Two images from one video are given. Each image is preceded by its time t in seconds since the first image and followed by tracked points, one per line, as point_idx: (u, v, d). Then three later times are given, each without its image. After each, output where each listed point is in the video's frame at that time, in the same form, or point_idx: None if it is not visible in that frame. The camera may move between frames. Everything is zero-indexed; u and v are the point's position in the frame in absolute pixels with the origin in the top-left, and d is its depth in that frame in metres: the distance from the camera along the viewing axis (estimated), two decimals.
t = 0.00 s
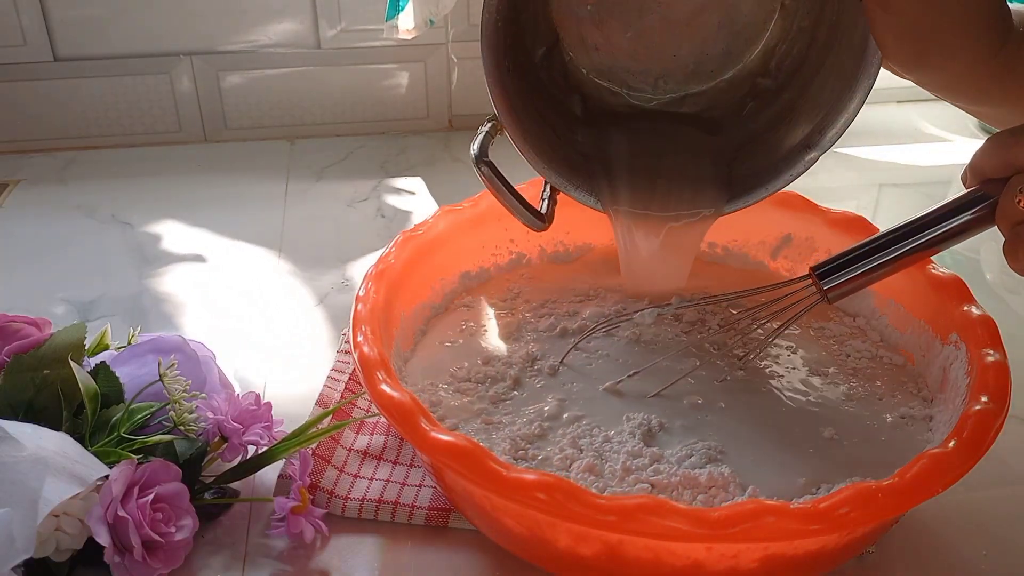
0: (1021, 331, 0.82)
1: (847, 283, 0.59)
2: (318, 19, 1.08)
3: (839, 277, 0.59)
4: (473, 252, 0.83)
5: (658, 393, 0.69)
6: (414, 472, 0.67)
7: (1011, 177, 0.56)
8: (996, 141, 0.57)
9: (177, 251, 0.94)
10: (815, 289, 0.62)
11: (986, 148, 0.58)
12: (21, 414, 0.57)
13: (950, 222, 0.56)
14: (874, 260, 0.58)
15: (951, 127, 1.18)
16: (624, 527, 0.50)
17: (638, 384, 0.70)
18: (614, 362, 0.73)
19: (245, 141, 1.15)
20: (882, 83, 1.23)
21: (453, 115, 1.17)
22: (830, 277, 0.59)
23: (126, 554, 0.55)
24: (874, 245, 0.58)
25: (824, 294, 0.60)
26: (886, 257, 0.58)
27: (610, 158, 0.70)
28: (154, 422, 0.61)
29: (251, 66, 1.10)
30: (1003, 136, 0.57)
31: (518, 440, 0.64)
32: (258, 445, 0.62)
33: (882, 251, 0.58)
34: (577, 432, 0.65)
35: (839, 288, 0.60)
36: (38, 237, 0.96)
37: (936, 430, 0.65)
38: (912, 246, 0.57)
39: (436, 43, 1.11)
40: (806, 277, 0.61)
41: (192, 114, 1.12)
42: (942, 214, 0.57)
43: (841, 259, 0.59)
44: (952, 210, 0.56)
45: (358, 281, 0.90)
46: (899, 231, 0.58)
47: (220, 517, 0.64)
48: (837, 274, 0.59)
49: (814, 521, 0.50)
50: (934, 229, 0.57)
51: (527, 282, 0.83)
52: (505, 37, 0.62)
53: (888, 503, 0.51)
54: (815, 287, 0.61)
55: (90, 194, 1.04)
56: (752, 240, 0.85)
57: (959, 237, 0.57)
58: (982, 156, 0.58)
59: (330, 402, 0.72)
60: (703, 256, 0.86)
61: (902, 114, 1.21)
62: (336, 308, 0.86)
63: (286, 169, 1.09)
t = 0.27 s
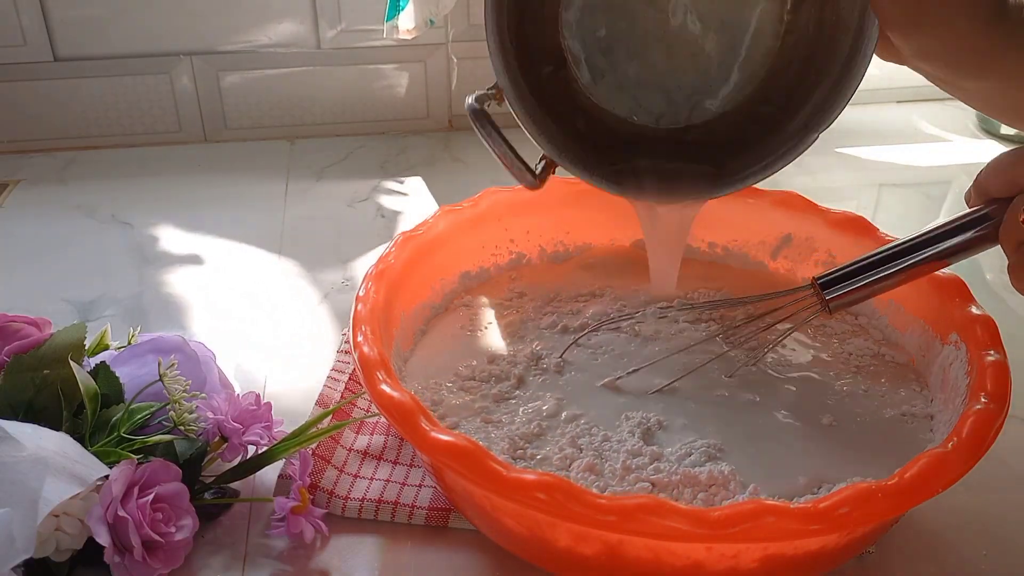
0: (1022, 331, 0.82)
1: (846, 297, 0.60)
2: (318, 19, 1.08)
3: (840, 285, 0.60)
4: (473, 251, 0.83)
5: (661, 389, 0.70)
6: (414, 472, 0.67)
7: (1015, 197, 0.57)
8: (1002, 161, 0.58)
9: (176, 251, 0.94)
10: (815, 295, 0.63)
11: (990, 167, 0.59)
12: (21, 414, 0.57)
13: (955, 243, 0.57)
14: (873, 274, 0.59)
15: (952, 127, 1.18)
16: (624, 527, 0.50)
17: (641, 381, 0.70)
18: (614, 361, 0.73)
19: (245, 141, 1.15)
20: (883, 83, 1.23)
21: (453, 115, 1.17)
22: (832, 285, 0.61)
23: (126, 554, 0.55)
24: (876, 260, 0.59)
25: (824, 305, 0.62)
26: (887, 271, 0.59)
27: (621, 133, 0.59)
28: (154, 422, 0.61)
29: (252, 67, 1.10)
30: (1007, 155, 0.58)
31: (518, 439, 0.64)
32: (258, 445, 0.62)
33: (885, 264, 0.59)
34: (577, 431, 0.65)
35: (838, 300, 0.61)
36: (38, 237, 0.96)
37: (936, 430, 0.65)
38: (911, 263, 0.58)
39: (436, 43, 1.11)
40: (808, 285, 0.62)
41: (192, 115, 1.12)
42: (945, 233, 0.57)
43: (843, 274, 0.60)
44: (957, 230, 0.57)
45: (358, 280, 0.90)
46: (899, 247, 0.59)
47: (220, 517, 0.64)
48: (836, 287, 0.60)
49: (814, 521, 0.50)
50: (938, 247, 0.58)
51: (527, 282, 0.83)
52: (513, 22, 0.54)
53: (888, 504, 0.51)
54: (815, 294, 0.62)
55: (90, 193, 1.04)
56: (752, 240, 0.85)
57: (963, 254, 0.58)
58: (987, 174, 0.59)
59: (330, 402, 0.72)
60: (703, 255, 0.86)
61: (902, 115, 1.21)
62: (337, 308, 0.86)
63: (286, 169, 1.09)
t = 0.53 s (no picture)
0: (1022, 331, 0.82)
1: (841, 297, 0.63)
2: (318, 19, 1.08)
3: (835, 287, 0.63)
4: (473, 252, 0.83)
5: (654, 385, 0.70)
6: (414, 472, 0.67)
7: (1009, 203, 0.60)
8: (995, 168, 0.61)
9: (176, 251, 0.94)
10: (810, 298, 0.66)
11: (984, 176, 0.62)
12: (22, 414, 0.58)
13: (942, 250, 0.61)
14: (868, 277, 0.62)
15: (952, 127, 1.18)
16: (624, 527, 0.50)
17: (628, 377, 0.71)
18: (614, 361, 0.73)
19: (245, 141, 1.15)
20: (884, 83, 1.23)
21: (453, 115, 1.17)
22: (827, 288, 0.63)
23: (126, 554, 0.55)
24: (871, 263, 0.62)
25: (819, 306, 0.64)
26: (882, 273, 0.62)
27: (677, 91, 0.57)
28: (154, 422, 0.61)
29: (252, 67, 1.10)
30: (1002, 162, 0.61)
31: (517, 439, 0.64)
32: (258, 445, 0.62)
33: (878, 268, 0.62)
34: (577, 430, 0.65)
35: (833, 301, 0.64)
36: (38, 237, 0.96)
37: (936, 431, 0.65)
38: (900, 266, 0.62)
39: (436, 43, 1.11)
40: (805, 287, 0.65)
41: (192, 115, 1.12)
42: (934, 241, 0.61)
43: (840, 275, 0.63)
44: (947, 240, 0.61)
45: (358, 280, 0.90)
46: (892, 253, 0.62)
47: (220, 517, 0.64)
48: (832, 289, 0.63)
49: (814, 521, 0.50)
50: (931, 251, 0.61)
51: (527, 282, 0.83)
52: None
53: (888, 504, 0.51)
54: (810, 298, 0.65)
55: (89, 194, 1.04)
56: (752, 240, 0.85)
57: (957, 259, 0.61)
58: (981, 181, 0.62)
59: (330, 402, 0.72)
60: (702, 255, 0.86)
61: (902, 115, 1.21)
62: (337, 308, 0.86)
63: (286, 169, 1.09)
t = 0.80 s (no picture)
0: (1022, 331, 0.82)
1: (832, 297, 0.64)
2: (318, 19, 1.08)
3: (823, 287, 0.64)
4: (473, 251, 0.83)
5: (633, 382, 0.71)
6: (415, 472, 0.67)
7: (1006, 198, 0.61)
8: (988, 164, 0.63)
9: (176, 251, 0.94)
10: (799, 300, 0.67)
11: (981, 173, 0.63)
12: (22, 414, 0.57)
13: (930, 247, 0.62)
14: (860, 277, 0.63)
15: (952, 127, 1.18)
16: (624, 526, 0.50)
17: (607, 374, 0.72)
18: (606, 360, 0.73)
19: (245, 141, 1.15)
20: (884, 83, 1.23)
21: (453, 115, 1.17)
22: (815, 287, 0.64)
23: (126, 554, 0.55)
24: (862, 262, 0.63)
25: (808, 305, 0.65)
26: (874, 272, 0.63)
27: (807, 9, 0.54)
28: (154, 422, 0.61)
29: (252, 67, 1.10)
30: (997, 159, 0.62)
31: (517, 439, 0.64)
32: (258, 444, 0.62)
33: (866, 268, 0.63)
34: (577, 431, 0.65)
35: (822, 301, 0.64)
36: (38, 237, 0.96)
37: (936, 431, 0.65)
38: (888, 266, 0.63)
39: (436, 43, 1.11)
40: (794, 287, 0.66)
41: (192, 115, 1.12)
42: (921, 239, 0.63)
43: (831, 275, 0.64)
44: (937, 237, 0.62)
45: (358, 280, 0.90)
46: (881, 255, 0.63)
47: (220, 518, 0.64)
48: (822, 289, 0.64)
49: (814, 521, 0.50)
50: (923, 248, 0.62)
51: (527, 282, 0.83)
52: None
53: (888, 503, 0.51)
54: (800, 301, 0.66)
55: (89, 194, 1.04)
56: (752, 240, 0.85)
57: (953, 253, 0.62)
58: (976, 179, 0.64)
59: (330, 402, 0.72)
60: (703, 255, 0.86)
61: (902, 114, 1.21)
62: (337, 308, 0.86)
63: (286, 169, 1.09)
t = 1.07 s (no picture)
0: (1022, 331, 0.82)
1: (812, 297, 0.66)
2: (318, 19, 1.08)
3: (800, 292, 0.66)
4: (473, 251, 0.83)
5: (608, 383, 0.71)
6: (415, 472, 0.67)
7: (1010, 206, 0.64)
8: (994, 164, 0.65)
9: (176, 251, 0.94)
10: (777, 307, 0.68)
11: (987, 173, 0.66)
12: (22, 414, 0.57)
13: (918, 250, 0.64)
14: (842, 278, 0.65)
15: (952, 127, 1.18)
16: (624, 526, 0.50)
17: (584, 374, 0.72)
18: (591, 361, 0.73)
19: (245, 141, 1.15)
20: (884, 83, 1.23)
21: (453, 115, 1.17)
22: (792, 293, 0.66)
23: (126, 554, 0.55)
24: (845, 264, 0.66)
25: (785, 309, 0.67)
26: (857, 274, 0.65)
27: None
28: (154, 422, 0.61)
29: (252, 67, 1.10)
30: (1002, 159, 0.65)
31: (517, 439, 0.64)
32: (258, 444, 0.62)
33: (843, 275, 0.65)
34: (576, 431, 0.65)
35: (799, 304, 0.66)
36: (38, 237, 0.96)
37: (936, 431, 0.65)
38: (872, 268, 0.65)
39: (436, 43, 1.11)
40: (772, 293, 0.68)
41: (192, 115, 1.12)
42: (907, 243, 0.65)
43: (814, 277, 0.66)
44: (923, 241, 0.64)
45: (357, 280, 0.90)
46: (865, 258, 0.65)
47: (220, 518, 0.64)
48: (801, 291, 0.66)
49: (814, 521, 0.50)
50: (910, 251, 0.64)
51: (527, 282, 0.83)
52: None
53: (888, 503, 0.51)
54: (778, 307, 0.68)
55: (89, 194, 1.04)
56: (752, 240, 0.85)
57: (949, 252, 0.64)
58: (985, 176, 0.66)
59: (330, 402, 0.72)
60: (703, 255, 0.86)
61: (901, 114, 1.21)
62: (337, 308, 0.86)
63: (286, 169, 1.09)
